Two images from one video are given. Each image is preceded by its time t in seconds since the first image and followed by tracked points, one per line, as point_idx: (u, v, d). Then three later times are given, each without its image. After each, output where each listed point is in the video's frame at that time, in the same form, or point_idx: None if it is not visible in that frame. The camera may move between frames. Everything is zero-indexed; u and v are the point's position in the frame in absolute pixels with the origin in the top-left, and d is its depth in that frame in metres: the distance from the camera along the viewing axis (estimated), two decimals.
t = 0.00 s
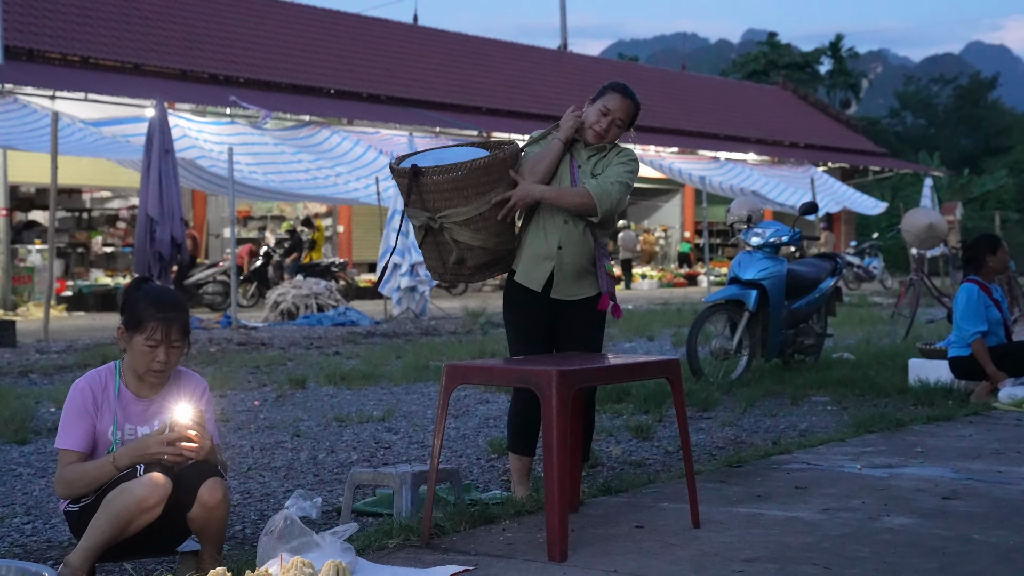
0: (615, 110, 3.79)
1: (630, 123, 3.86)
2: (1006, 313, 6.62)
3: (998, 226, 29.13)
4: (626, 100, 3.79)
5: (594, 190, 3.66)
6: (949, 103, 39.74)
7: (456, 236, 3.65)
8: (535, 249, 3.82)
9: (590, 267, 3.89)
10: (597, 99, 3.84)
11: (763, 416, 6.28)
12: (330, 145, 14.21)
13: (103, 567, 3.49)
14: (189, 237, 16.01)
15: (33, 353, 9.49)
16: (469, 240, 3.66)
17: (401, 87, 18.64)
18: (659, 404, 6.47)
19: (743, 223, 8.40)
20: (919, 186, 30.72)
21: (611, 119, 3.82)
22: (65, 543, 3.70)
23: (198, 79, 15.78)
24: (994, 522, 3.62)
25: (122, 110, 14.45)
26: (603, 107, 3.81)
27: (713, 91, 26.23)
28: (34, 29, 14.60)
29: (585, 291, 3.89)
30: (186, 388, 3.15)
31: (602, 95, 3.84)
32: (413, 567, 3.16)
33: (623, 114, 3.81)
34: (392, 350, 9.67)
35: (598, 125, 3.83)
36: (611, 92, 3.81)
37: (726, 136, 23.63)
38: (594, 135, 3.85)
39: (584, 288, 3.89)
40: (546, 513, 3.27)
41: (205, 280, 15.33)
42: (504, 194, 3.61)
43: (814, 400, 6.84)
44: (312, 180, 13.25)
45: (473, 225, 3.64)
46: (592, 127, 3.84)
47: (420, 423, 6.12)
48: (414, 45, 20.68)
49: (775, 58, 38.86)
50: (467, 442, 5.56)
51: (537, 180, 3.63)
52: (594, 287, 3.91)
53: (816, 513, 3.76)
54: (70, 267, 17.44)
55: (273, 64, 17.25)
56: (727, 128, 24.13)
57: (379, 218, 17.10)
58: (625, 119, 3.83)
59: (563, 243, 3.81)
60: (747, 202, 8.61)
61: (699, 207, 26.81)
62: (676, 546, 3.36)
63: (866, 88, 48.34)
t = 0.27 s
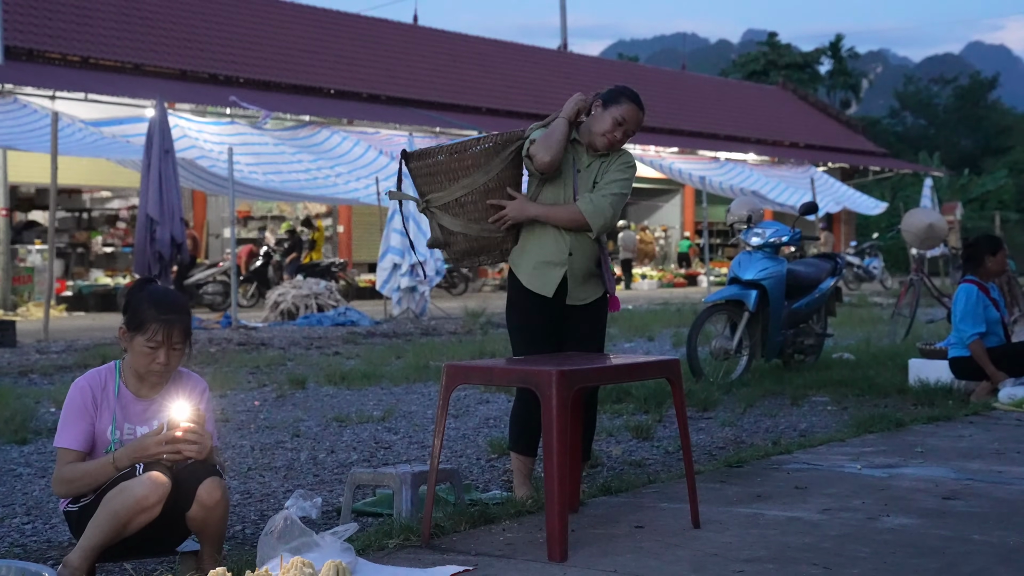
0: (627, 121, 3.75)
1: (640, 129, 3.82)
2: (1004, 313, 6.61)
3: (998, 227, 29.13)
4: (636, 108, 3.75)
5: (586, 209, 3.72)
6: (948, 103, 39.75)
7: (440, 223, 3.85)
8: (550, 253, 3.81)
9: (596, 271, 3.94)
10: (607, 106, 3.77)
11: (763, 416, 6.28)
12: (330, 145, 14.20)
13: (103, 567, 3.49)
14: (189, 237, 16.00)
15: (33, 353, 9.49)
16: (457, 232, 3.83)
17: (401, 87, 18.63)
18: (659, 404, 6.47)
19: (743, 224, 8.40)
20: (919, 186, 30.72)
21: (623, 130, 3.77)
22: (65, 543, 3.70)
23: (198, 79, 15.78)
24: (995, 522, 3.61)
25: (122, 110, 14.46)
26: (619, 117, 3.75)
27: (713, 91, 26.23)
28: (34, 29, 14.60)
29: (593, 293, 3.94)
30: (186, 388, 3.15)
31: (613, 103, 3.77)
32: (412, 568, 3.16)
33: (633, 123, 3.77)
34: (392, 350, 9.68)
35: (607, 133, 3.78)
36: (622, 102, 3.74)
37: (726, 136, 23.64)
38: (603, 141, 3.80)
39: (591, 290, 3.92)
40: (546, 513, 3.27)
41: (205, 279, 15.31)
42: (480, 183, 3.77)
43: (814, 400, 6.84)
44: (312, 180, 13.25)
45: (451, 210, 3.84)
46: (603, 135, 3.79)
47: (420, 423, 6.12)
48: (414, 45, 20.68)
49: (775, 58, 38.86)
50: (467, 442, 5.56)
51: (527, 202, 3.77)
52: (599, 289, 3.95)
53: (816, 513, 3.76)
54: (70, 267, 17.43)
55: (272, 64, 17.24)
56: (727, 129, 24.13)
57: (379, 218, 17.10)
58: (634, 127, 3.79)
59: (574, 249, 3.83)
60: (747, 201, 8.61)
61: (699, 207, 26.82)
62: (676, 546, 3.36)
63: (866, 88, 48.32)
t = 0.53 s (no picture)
0: (632, 134, 3.76)
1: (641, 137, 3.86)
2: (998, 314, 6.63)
3: (998, 227, 29.13)
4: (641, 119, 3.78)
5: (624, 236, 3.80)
6: (949, 104, 39.74)
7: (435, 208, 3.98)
8: (559, 275, 3.84)
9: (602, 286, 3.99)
10: (610, 120, 3.77)
11: (763, 416, 6.29)
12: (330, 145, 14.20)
13: (102, 567, 3.49)
14: (189, 237, 16.00)
15: (33, 353, 9.49)
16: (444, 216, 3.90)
17: (401, 87, 18.63)
18: (659, 404, 6.47)
19: (743, 224, 8.39)
20: (919, 187, 30.72)
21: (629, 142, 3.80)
22: (64, 543, 3.70)
23: (198, 79, 15.78)
24: (994, 522, 3.62)
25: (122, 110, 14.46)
26: (627, 130, 3.76)
27: (713, 91, 26.24)
28: (35, 29, 14.61)
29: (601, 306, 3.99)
30: (186, 391, 3.16)
31: (619, 116, 3.76)
32: (413, 568, 3.16)
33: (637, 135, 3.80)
34: (392, 350, 9.68)
35: (611, 147, 3.79)
36: (627, 116, 3.75)
37: (726, 136, 23.64)
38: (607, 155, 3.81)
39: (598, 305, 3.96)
40: (546, 514, 3.27)
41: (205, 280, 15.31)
42: (469, 165, 3.87)
43: (814, 400, 6.84)
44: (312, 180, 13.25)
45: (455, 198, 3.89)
46: (608, 149, 3.80)
47: (420, 423, 6.12)
48: (414, 45, 20.68)
49: (775, 58, 38.86)
50: (467, 442, 5.56)
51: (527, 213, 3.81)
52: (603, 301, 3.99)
53: (816, 513, 3.76)
54: (71, 267, 17.43)
55: (273, 65, 17.24)
56: (727, 129, 24.13)
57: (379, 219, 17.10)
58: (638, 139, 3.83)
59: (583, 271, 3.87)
60: (747, 201, 8.60)
61: (699, 207, 26.82)
62: (676, 546, 3.36)
63: (866, 88, 48.30)
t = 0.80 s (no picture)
0: (623, 136, 3.66)
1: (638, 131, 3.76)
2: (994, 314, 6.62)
3: (998, 227, 29.12)
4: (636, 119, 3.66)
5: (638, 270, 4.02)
6: (948, 104, 39.75)
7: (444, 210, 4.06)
8: (568, 280, 3.82)
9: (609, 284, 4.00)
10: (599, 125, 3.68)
11: (763, 416, 6.29)
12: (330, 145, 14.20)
13: (102, 567, 3.49)
14: (189, 237, 16.00)
15: (33, 353, 9.50)
16: (452, 219, 3.97)
17: (401, 87, 18.63)
18: (659, 404, 6.48)
19: (743, 224, 8.39)
20: (919, 187, 30.72)
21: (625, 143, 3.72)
22: (64, 543, 3.70)
23: (198, 79, 15.78)
24: (994, 522, 3.62)
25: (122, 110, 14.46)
26: (609, 131, 3.67)
27: (713, 91, 26.24)
28: (35, 30, 14.61)
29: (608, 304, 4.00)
30: (187, 391, 3.16)
31: (602, 119, 3.69)
32: (413, 568, 3.16)
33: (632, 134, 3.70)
34: (392, 350, 9.68)
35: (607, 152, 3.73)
36: (614, 119, 3.65)
37: (726, 136, 23.65)
38: (601, 159, 3.76)
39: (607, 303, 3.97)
40: (546, 514, 3.27)
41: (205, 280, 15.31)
42: (476, 170, 3.92)
43: (814, 400, 6.85)
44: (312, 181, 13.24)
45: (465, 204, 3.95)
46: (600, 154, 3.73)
47: (420, 423, 6.12)
48: (414, 45, 20.68)
49: (775, 58, 38.88)
50: (467, 442, 5.57)
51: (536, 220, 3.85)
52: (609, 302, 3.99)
53: (817, 513, 3.76)
54: (71, 267, 17.42)
55: (272, 65, 17.24)
56: (727, 129, 24.13)
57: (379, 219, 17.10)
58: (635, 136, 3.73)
59: (590, 273, 3.87)
60: (746, 202, 8.60)
61: (699, 207, 26.83)
62: (676, 546, 3.36)
63: (866, 88, 48.30)
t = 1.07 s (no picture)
0: (606, 132, 3.64)
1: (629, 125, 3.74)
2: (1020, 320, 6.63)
3: (998, 227, 29.11)
4: (621, 113, 3.64)
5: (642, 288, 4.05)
6: (948, 104, 39.76)
7: (451, 216, 4.07)
8: (574, 282, 3.82)
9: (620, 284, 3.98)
10: (584, 123, 3.66)
11: (763, 416, 6.29)
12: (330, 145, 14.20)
13: (102, 567, 3.49)
14: (189, 237, 16.00)
15: (33, 353, 9.50)
16: (460, 224, 3.99)
17: (401, 87, 18.63)
18: (659, 404, 6.48)
19: (743, 223, 8.39)
20: (919, 187, 30.72)
21: (614, 139, 3.69)
22: (65, 543, 3.70)
23: (198, 79, 15.78)
24: (994, 522, 3.62)
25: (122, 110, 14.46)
26: (589, 127, 3.65)
27: (712, 91, 26.24)
28: (35, 30, 14.61)
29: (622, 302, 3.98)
30: (188, 390, 3.16)
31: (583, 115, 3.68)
32: (413, 568, 3.16)
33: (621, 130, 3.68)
34: (392, 350, 9.68)
35: (596, 149, 3.70)
36: (597, 115, 3.63)
37: (726, 136, 23.65)
38: (594, 158, 3.73)
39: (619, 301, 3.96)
40: (546, 514, 3.27)
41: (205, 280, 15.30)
42: (478, 177, 3.93)
43: (814, 400, 6.85)
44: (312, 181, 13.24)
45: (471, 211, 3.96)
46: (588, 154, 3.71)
47: (420, 423, 6.12)
48: (414, 45, 20.68)
49: (775, 58, 38.90)
50: (467, 442, 5.57)
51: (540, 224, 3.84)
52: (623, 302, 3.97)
53: (817, 514, 3.76)
54: (70, 267, 17.42)
55: (272, 65, 17.24)
56: (727, 129, 24.13)
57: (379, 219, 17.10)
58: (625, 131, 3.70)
59: (597, 273, 3.87)
60: (746, 201, 8.60)
61: (699, 207, 26.83)
62: (676, 546, 3.36)
63: (866, 88, 48.32)
